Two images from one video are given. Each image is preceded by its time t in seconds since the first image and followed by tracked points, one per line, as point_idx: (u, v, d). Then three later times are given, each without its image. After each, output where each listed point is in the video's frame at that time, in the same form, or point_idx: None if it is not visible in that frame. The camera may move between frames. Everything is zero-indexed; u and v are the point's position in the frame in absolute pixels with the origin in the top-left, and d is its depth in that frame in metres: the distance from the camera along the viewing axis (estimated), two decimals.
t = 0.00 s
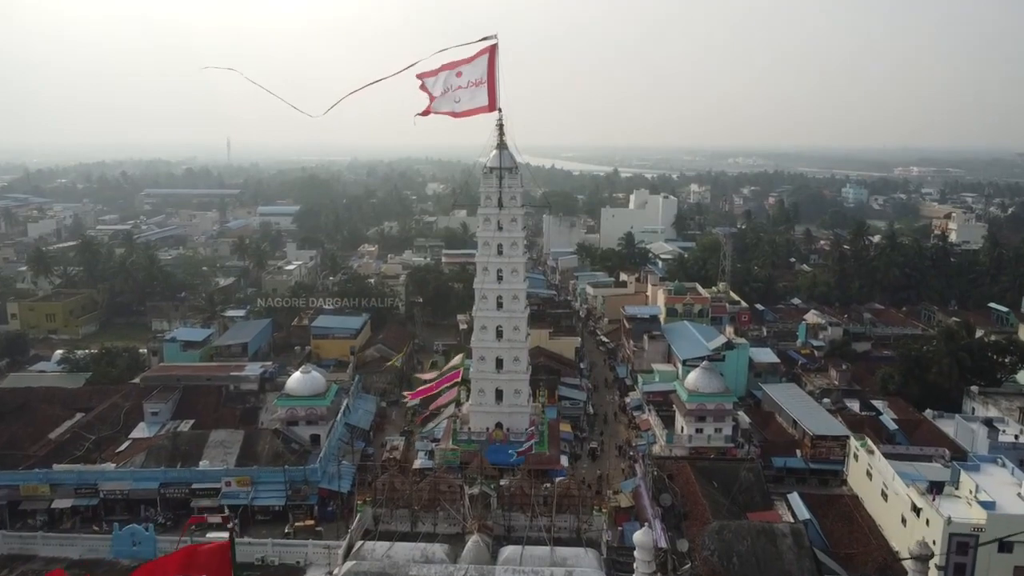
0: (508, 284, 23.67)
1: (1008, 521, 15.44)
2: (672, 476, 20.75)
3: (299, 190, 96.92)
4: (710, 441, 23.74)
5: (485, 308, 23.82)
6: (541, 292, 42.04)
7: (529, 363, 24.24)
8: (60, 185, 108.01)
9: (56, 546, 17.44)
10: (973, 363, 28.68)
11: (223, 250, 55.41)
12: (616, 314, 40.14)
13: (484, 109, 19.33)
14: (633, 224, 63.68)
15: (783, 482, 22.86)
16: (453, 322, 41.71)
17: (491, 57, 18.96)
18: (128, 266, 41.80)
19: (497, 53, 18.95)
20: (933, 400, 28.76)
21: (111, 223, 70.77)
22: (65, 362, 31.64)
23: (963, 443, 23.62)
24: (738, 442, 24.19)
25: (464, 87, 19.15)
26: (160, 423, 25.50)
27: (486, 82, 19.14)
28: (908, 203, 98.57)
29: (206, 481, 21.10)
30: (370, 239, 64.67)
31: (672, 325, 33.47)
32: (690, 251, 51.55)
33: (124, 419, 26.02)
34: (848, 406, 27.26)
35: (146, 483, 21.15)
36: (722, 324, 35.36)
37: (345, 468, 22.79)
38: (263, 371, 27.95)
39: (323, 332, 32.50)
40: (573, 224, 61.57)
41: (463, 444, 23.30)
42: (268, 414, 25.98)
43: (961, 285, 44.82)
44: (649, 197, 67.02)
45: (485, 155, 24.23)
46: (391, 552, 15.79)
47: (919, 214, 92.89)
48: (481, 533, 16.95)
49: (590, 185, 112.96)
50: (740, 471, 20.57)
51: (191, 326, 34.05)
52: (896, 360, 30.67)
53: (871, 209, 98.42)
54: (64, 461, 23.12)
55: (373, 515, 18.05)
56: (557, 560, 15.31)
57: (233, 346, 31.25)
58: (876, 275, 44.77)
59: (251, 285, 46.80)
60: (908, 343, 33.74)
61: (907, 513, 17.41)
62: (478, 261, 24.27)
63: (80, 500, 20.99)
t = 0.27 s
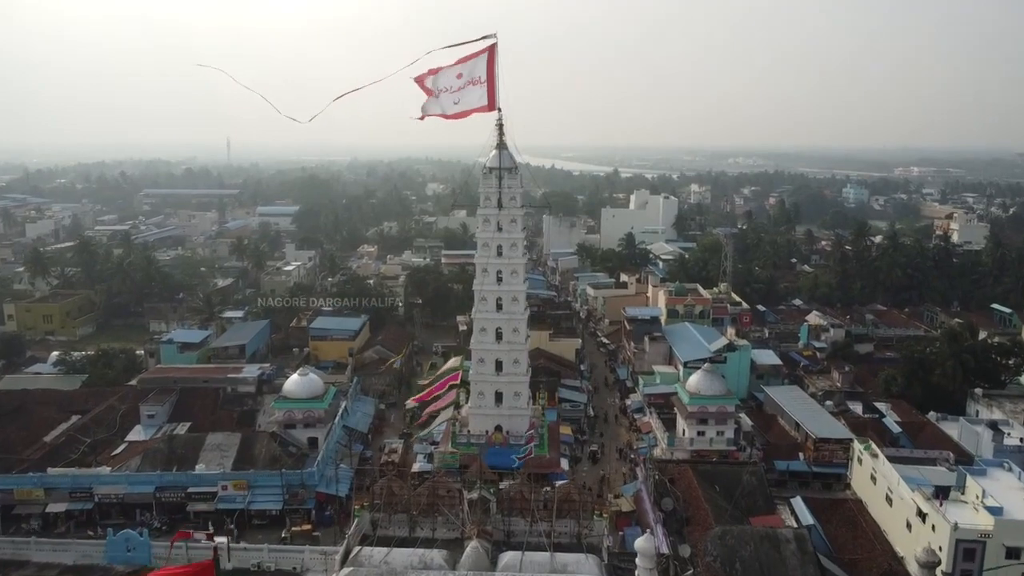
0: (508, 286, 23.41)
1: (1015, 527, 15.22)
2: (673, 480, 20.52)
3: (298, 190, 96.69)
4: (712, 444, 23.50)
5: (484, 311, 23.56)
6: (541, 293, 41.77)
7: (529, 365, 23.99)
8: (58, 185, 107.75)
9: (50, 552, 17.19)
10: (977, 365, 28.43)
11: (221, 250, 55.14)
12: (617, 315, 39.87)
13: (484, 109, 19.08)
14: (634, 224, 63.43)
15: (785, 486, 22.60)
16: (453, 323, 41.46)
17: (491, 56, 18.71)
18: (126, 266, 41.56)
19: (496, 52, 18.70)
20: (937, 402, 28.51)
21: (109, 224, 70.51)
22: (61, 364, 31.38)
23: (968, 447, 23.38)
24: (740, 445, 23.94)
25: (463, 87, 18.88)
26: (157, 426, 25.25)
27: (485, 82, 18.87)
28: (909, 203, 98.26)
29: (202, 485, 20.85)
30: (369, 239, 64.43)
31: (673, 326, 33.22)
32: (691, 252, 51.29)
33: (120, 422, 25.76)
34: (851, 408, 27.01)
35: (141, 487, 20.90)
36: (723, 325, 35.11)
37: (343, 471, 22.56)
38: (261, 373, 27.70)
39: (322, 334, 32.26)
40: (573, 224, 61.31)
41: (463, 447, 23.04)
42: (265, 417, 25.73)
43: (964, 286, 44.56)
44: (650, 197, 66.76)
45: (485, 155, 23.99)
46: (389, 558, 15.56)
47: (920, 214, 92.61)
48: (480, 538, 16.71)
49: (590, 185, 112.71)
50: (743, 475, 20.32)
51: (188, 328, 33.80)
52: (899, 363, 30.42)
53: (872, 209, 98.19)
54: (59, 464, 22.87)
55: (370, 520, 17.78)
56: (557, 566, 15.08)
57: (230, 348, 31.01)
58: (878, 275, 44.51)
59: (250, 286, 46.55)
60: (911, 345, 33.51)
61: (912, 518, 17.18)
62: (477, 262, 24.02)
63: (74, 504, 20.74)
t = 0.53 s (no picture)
0: (508, 287, 23.15)
1: None
2: (675, 484, 20.26)
3: (297, 190, 96.44)
4: (714, 447, 23.26)
5: (484, 312, 23.29)
6: (541, 293, 41.53)
7: (529, 367, 23.74)
8: (57, 185, 107.48)
9: (43, 558, 16.95)
10: (981, 366, 28.18)
11: (220, 251, 54.88)
12: (618, 316, 39.62)
13: (483, 108, 18.83)
14: (634, 224, 63.18)
15: (788, 490, 22.35)
16: (452, 324, 41.23)
17: (490, 55, 18.44)
18: (124, 267, 41.31)
19: (496, 51, 18.44)
20: (940, 404, 28.27)
21: (108, 224, 70.25)
22: (57, 366, 31.13)
23: (973, 450, 23.13)
24: (742, 448, 23.69)
25: (462, 87, 18.62)
26: (153, 428, 25.00)
27: (484, 81, 18.60)
28: (909, 203, 98.00)
29: (198, 489, 20.61)
30: (369, 239, 64.19)
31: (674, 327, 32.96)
32: (691, 252, 51.04)
33: (117, 424, 25.52)
34: (854, 410, 26.76)
35: (137, 491, 20.66)
36: (725, 326, 34.86)
37: (340, 475, 22.30)
38: (258, 375, 27.45)
39: (320, 335, 32.01)
40: (574, 224, 61.05)
41: (462, 450, 22.79)
42: (263, 420, 25.49)
43: (966, 286, 44.30)
44: (650, 197, 66.51)
45: (484, 154, 23.73)
46: (387, 564, 15.32)
47: (921, 214, 92.36)
48: (480, 543, 16.45)
49: (591, 184, 112.44)
50: (746, 479, 20.06)
51: (185, 329, 33.56)
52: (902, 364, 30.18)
53: (873, 209, 97.89)
54: (54, 468, 22.62)
55: (368, 525, 17.51)
56: (558, 572, 14.84)
57: (228, 349, 30.76)
58: (880, 276, 44.25)
59: (248, 286, 46.32)
60: (914, 346, 33.25)
61: (918, 524, 16.92)
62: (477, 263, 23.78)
63: (69, 508, 20.49)
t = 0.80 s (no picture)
0: (508, 288, 22.89)
1: None
2: (677, 487, 20.01)
3: (297, 190, 96.20)
4: (717, 450, 23.02)
5: (484, 314, 23.03)
6: (542, 294, 41.27)
7: (529, 369, 23.49)
8: (56, 185, 107.23)
9: (36, 563, 16.70)
10: (986, 368, 27.92)
11: (219, 251, 54.64)
12: (619, 317, 39.36)
13: (483, 108, 18.62)
14: (635, 225, 62.95)
15: (791, 493, 22.09)
16: (452, 324, 40.98)
17: (489, 53, 18.20)
18: (121, 267, 41.08)
19: (495, 49, 18.21)
20: (945, 406, 28.00)
21: (106, 224, 70.01)
22: (53, 367, 30.90)
23: (978, 453, 22.87)
24: (744, 451, 23.44)
25: (462, 86, 18.35)
26: (149, 431, 24.78)
27: (484, 80, 18.36)
28: (911, 203, 97.72)
29: (194, 492, 20.38)
30: (368, 239, 63.94)
31: (676, 328, 32.70)
32: (693, 252, 50.77)
33: (112, 427, 25.28)
34: (858, 413, 26.50)
35: (132, 494, 20.42)
36: (726, 327, 34.62)
37: (338, 479, 22.05)
38: (256, 377, 27.19)
39: (318, 336, 31.76)
40: (574, 225, 60.77)
41: (461, 454, 22.52)
42: (260, 422, 25.25)
43: (969, 287, 44.01)
44: (651, 197, 66.28)
45: (484, 154, 23.46)
46: (384, 570, 15.07)
47: (923, 214, 92.09)
48: (479, 549, 16.20)
49: (591, 184, 112.20)
50: (749, 482, 19.80)
51: (183, 330, 33.33)
52: (905, 366, 29.92)
53: (875, 209, 97.56)
54: (49, 471, 22.36)
55: (366, 530, 17.23)
56: None
57: (226, 351, 30.52)
58: (882, 276, 43.99)
59: (247, 287, 46.07)
60: (917, 348, 32.98)
61: (923, 529, 16.68)
62: (476, 263, 23.52)
63: (63, 512, 20.24)
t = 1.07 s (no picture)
0: (508, 289, 22.64)
1: None
2: (679, 491, 19.77)
3: (296, 190, 95.95)
4: (719, 452, 22.78)
5: (483, 315, 22.81)
6: (542, 294, 41.01)
7: (529, 371, 23.26)
8: (56, 185, 107.03)
9: (29, 569, 16.47)
10: (990, 370, 27.68)
11: (217, 251, 54.38)
12: (620, 318, 39.11)
13: (483, 107, 18.36)
14: (635, 225, 62.73)
15: (794, 496, 21.85)
16: (451, 325, 40.75)
17: (489, 52, 17.96)
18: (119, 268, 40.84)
19: (495, 48, 17.96)
20: (949, 408, 27.78)
21: (105, 224, 69.77)
22: (50, 369, 30.68)
23: (983, 456, 22.65)
24: (747, 454, 23.20)
25: (461, 85, 18.12)
26: (146, 433, 24.57)
27: (484, 79, 18.11)
28: (912, 203, 97.46)
29: (190, 496, 20.16)
30: (368, 240, 63.68)
31: (677, 329, 32.44)
32: (694, 252, 50.51)
33: (109, 429, 25.05)
34: (861, 415, 26.26)
35: (128, 498, 20.21)
36: (728, 328, 34.39)
37: (336, 482, 21.82)
38: (254, 379, 26.94)
39: (317, 337, 31.51)
40: (574, 225, 60.51)
41: (461, 456, 22.27)
42: (258, 424, 25.03)
43: (972, 287, 43.80)
44: (652, 197, 66.05)
45: (484, 154, 23.23)
46: None
47: (924, 213, 91.80)
48: (478, 554, 15.95)
49: (592, 184, 111.96)
50: (752, 485, 19.56)
51: (181, 331, 33.10)
52: (909, 367, 29.68)
53: (876, 209, 97.31)
54: (44, 474, 22.14)
55: (364, 534, 16.98)
56: None
57: (223, 352, 30.30)
58: (884, 277, 43.75)
59: (245, 287, 45.82)
60: (921, 349, 32.76)
61: (930, 534, 16.44)
62: (476, 264, 23.28)
63: (58, 517, 20.01)
